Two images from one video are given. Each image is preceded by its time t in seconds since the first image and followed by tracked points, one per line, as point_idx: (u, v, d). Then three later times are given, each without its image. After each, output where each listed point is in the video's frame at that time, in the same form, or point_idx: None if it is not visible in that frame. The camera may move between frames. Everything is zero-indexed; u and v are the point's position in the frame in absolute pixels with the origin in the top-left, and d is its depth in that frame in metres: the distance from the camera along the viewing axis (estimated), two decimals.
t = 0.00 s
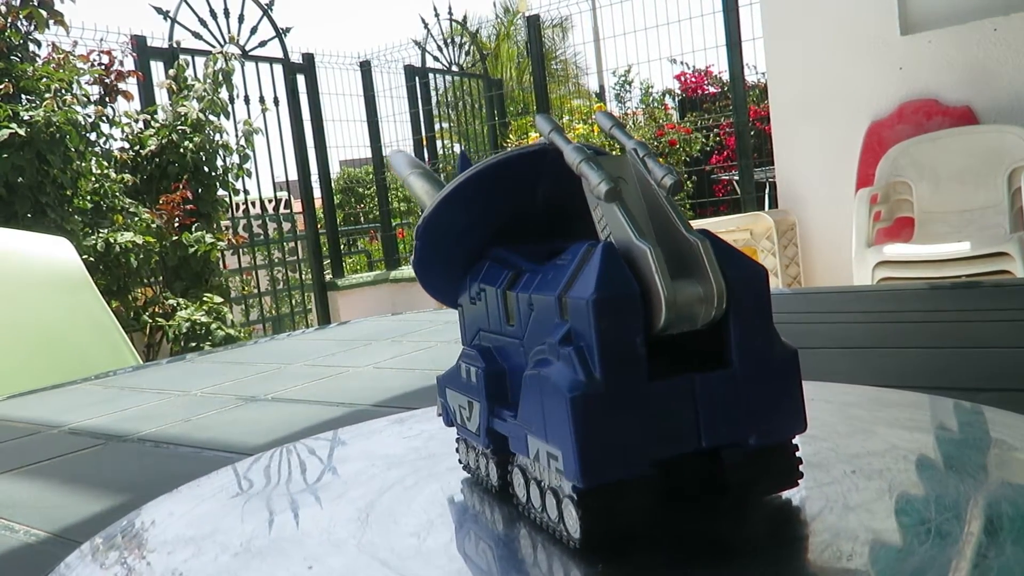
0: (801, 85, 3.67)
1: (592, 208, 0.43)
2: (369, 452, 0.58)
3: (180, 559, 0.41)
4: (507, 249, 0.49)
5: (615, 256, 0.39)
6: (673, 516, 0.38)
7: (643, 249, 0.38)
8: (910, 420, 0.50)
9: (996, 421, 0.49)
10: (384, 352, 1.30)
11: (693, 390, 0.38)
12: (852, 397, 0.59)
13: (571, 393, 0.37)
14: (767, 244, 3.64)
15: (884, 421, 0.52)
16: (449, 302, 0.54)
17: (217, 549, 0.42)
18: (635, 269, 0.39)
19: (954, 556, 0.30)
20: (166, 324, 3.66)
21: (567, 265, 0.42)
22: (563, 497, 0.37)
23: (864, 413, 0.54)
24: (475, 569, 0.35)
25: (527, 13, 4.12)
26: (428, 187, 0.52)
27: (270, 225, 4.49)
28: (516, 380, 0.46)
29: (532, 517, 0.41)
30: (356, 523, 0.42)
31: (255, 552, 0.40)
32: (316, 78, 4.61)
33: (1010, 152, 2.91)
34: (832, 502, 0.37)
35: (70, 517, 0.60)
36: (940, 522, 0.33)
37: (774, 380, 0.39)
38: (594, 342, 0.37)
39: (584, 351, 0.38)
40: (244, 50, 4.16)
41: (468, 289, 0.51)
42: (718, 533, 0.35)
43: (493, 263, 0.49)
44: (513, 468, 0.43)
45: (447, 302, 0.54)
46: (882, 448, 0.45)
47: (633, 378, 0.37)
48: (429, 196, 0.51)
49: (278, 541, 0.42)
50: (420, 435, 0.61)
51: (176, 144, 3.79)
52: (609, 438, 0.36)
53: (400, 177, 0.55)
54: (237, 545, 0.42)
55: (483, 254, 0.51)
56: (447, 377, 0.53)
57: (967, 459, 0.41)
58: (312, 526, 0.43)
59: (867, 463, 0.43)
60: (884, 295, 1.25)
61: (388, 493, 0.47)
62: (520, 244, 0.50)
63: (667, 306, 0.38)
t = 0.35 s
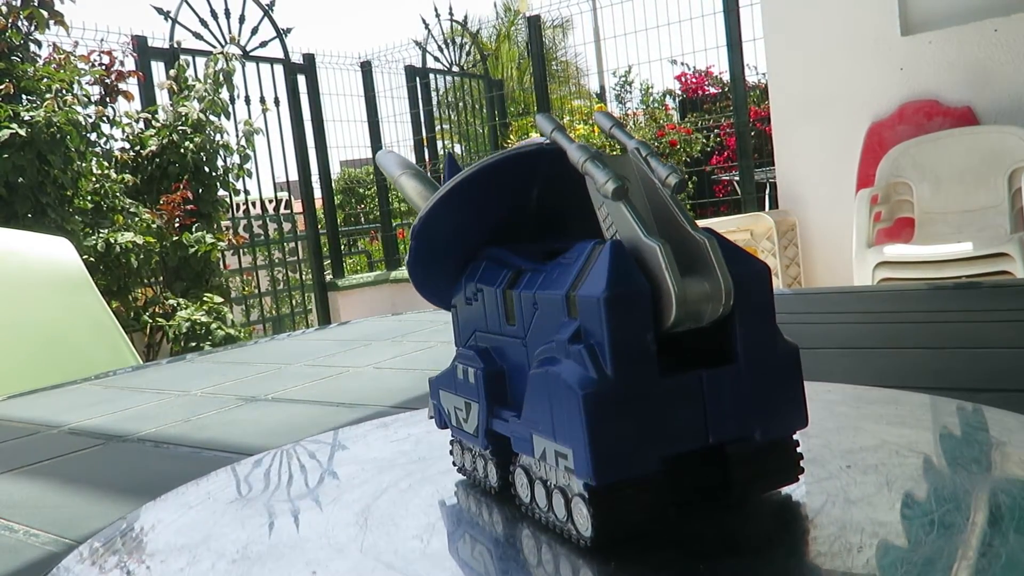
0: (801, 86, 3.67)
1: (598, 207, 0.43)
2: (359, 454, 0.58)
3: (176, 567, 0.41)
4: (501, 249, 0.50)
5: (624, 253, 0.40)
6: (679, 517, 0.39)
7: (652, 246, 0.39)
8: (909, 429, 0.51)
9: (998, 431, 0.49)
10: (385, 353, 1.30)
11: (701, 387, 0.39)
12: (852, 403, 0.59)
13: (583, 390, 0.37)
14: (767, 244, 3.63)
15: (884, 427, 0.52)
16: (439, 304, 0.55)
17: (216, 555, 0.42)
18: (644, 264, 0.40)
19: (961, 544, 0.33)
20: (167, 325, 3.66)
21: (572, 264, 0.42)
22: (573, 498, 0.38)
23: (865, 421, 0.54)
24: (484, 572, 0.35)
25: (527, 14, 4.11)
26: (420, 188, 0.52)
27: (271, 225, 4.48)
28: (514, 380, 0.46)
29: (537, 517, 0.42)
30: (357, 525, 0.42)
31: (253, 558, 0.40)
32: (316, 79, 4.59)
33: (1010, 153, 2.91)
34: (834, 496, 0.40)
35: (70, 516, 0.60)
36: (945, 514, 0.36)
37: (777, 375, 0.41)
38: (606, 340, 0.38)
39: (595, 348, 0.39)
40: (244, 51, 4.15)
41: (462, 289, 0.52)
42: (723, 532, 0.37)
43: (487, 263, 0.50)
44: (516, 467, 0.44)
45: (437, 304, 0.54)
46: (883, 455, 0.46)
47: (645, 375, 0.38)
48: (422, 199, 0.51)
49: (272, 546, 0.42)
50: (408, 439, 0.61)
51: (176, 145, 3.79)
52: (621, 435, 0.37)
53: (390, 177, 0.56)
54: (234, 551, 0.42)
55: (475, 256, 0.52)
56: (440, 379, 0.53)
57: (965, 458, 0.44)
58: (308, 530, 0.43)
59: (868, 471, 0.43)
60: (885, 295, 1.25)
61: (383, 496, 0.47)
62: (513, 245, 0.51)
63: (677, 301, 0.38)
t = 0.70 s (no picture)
0: (802, 85, 3.67)
1: (603, 204, 0.44)
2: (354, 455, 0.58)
3: (179, 571, 0.41)
4: (500, 249, 0.50)
5: (634, 250, 0.40)
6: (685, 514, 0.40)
7: (662, 242, 0.39)
8: (913, 429, 0.51)
9: (1000, 430, 0.49)
10: (385, 352, 1.30)
11: (708, 384, 0.40)
12: (854, 403, 0.60)
13: (595, 389, 0.38)
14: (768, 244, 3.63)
15: (884, 427, 0.52)
16: (433, 303, 0.55)
17: (219, 558, 0.42)
18: (652, 262, 0.40)
19: (967, 533, 0.34)
20: (167, 324, 3.66)
21: (578, 262, 0.43)
22: (584, 496, 0.39)
23: (869, 421, 0.54)
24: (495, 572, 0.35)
25: (527, 13, 4.10)
26: (416, 187, 0.52)
27: (272, 224, 4.49)
28: (515, 378, 0.46)
29: (542, 514, 0.42)
30: (361, 527, 0.42)
31: (256, 562, 0.40)
32: (316, 78, 4.58)
33: (1010, 152, 2.91)
34: (835, 491, 0.41)
35: (71, 515, 0.60)
36: (949, 505, 0.37)
37: (781, 371, 0.41)
38: (618, 337, 0.38)
39: (607, 345, 0.39)
40: (244, 50, 4.14)
41: (459, 289, 0.52)
42: (729, 531, 0.37)
43: (486, 263, 0.50)
44: (520, 465, 0.44)
45: (431, 304, 0.55)
46: (887, 455, 0.46)
47: (654, 373, 0.39)
48: (419, 198, 0.51)
49: (274, 549, 0.41)
50: (399, 440, 0.61)
51: (176, 144, 3.79)
52: (632, 432, 0.37)
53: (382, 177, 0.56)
54: (235, 556, 0.42)
55: (472, 256, 0.52)
56: (436, 380, 0.53)
57: (964, 450, 0.45)
58: (310, 532, 0.43)
59: (871, 470, 0.43)
60: (884, 294, 1.25)
61: (382, 498, 0.47)
62: (511, 244, 0.51)
63: (687, 299, 0.39)
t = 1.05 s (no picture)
0: (802, 85, 3.67)
1: (607, 203, 0.44)
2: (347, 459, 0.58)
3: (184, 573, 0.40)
4: (495, 249, 0.50)
5: (642, 249, 0.40)
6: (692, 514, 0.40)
7: (670, 242, 0.39)
8: (913, 430, 0.51)
9: (1000, 430, 0.49)
10: (386, 352, 1.30)
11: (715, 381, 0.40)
12: (856, 404, 0.60)
13: (608, 387, 0.38)
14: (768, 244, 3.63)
15: (884, 427, 0.52)
16: (424, 305, 0.55)
17: (222, 561, 0.41)
18: (661, 259, 0.40)
19: (969, 523, 0.35)
20: (167, 323, 3.66)
21: (584, 261, 0.43)
22: (593, 495, 0.39)
23: (870, 421, 0.54)
24: None
25: (527, 13, 4.10)
26: (407, 189, 0.52)
27: (272, 224, 4.49)
28: (514, 379, 0.47)
29: (547, 515, 0.43)
30: (365, 530, 0.42)
31: (259, 566, 0.40)
32: (317, 78, 4.57)
33: (1011, 152, 2.90)
34: (835, 486, 0.42)
35: (72, 514, 0.60)
36: (948, 498, 0.38)
37: (783, 368, 0.42)
38: (630, 334, 0.39)
39: (618, 344, 0.39)
40: (245, 50, 4.13)
41: (454, 289, 0.52)
42: (736, 531, 0.37)
43: (482, 263, 0.50)
44: (523, 467, 0.44)
45: (423, 306, 0.54)
46: (888, 454, 0.46)
47: (663, 370, 0.39)
48: (411, 200, 0.52)
49: (277, 553, 0.41)
50: (387, 445, 0.61)
51: (176, 144, 3.79)
52: (644, 428, 0.38)
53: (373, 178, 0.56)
54: (239, 557, 0.41)
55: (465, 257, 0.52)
56: (431, 381, 0.53)
57: (960, 446, 0.46)
58: (310, 536, 0.43)
59: (870, 468, 0.44)
60: (886, 295, 1.25)
61: (378, 502, 0.47)
62: (507, 245, 0.51)
63: (696, 296, 0.39)
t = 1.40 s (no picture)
0: (802, 85, 3.66)
1: (614, 202, 0.44)
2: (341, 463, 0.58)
3: None
4: (494, 250, 0.51)
5: (651, 248, 0.41)
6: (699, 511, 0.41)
7: (679, 241, 0.40)
8: (915, 432, 0.51)
9: (1003, 431, 0.49)
10: (386, 352, 1.30)
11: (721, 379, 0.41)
12: (856, 406, 0.60)
13: (621, 384, 0.38)
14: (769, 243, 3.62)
15: (886, 428, 0.52)
16: (420, 307, 0.55)
17: (223, 563, 0.41)
18: (670, 257, 0.41)
19: (972, 514, 0.36)
20: (168, 323, 3.67)
21: (591, 259, 0.43)
22: (604, 494, 0.39)
23: (872, 423, 0.54)
24: None
25: (528, 13, 4.10)
26: (404, 189, 0.52)
27: (272, 224, 4.49)
28: (517, 379, 0.47)
29: (553, 515, 0.43)
30: (369, 533, 0.42)
31: (263, 568, 0.39)
32: (318, 77, 4.57)
33: (1012, 152, 2.90)
34: (836, 481, 0.43)
35: (73, 514, 0.61)
36: (950, 490, 0.39)
37: (786, 367, 0.43)
38: (642, 332, 0.39)
39: (630, 342, 0.40)
40: (245, 50, 4.13)
41: (452, 290, 0.52)
42: (745, 529, 0.38)
43: (482, 264, 0.50)
44: (529, 467, 0.44)
45: (419, 308, 0.54)
46: (887, 452, 0.47)
47: (673, 368, 0.39)
48: (407, 200, 0.52)
49: (278, 553, 0.41)
50: (380, 447, 0.61)
51: (177, 144, 3.79)
52: (656, 426, 0.38)
53: (366, 180, 0.56)
54: (243, 559, 0.41)
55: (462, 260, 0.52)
56: (429, 383, 0.53)
57: (958, 442, 0.47)
58: (311, 538, 0.43)
59: (868, 463, 0.45)
60: (886, 294, 1.25)
61: (377, 506, 0.47)
62: (505, 245, 0.51)
63: (706, 295, 0.40)
